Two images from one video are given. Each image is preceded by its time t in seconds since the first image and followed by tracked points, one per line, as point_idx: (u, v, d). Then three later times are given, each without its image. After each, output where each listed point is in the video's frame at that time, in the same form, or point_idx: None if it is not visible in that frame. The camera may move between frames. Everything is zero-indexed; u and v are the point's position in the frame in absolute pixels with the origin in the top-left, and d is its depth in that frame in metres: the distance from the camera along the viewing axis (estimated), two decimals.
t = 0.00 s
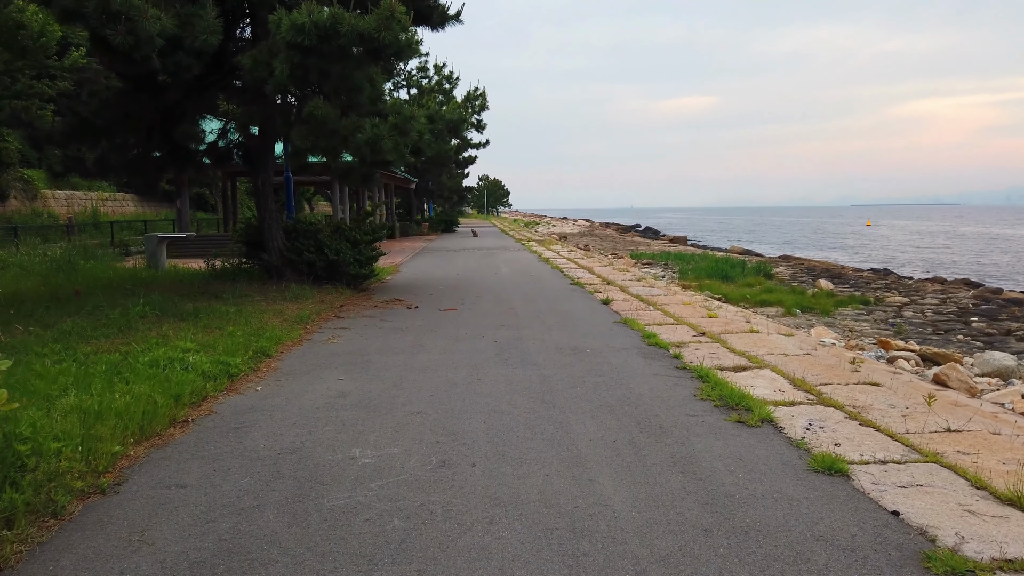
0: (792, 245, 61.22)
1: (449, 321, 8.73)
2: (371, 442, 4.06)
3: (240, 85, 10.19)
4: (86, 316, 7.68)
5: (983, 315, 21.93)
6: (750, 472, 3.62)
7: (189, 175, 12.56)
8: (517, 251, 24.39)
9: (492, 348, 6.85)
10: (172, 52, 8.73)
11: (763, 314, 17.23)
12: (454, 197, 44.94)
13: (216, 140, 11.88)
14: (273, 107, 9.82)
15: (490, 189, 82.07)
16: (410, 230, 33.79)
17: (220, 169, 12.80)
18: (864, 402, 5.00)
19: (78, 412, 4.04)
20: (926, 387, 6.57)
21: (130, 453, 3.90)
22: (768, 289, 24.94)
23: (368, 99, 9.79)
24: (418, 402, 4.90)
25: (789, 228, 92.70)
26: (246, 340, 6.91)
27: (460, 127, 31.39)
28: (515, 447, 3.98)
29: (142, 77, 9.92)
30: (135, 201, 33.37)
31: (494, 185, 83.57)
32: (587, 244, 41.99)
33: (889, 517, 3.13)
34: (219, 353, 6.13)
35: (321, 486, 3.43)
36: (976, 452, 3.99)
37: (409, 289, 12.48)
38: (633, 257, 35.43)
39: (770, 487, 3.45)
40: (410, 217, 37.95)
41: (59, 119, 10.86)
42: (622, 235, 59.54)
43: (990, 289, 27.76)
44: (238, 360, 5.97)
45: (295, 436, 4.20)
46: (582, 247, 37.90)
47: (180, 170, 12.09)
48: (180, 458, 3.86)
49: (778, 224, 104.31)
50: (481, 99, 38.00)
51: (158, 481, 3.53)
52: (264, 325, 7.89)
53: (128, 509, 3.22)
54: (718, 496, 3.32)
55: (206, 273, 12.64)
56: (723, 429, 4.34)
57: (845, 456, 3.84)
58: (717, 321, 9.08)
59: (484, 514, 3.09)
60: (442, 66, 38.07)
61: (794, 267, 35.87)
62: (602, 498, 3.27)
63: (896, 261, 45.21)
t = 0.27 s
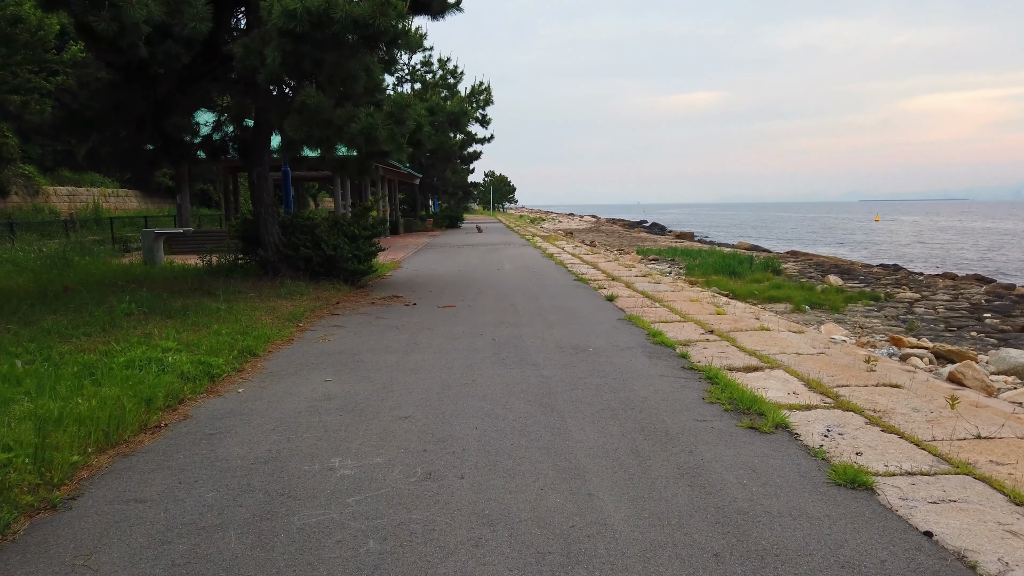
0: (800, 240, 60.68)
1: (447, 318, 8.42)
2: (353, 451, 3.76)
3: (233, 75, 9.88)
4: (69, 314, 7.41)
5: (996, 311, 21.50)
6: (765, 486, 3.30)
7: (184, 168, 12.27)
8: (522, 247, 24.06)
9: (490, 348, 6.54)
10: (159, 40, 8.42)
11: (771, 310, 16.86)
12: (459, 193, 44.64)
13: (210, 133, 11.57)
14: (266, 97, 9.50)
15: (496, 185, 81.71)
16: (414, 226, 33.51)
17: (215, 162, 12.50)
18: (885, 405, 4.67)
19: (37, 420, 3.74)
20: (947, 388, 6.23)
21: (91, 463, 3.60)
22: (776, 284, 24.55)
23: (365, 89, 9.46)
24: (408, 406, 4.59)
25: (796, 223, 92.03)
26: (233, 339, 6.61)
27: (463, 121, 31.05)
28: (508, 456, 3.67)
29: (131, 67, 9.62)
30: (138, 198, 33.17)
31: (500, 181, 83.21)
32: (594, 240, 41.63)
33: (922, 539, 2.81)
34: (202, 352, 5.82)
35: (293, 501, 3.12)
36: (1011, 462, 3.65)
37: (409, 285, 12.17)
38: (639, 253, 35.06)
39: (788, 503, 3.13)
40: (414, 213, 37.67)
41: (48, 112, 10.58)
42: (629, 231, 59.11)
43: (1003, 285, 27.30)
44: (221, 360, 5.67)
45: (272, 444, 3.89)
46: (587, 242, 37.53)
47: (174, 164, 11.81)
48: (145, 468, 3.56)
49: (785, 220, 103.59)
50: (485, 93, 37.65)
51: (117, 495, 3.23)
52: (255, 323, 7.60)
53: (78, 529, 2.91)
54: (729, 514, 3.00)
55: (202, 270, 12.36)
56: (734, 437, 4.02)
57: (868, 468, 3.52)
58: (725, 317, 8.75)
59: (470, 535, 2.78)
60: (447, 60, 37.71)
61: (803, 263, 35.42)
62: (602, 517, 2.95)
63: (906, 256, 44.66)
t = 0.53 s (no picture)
0: (805, 236, 60.24)
1: (440, 318, 8.15)
2: (324, 469, 3.49)
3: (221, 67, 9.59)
4: (48, 315, 7.15)
5: (1006, 308, 21.13)
6: (770, 512, 3.01)
7: (175, 164, 12.01)
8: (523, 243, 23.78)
9: (481, 351, 6.26)
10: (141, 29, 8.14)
11: (776, 308, 16.55)
12: (462, 189, 44.34)
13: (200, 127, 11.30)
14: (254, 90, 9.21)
15: (500, 180, 81.35)
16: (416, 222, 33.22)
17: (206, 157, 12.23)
18: (898, 417, 4.38)
19: None
20: (961, 394, 5.92)
21: (40, 484, 3.33)
22: (781, 281, 24.21)
23: (356, 82, 9.16)
24: (388, 417, 4.31)
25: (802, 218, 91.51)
26: (214, 341, 6.35)
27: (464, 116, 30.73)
28: (491, 476, 3.38)
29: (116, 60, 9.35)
30: (138, 193, 32.98)
31: (503, 176, 82.86)
32: (597, 236, 41.30)
33: None
34: (177, 357, 5.55)
35: (251, 529, 2.85)
36: None
37: (404, 283, 11.89)
38: (642, 248, 34.73)
39: (795, 532, 2.84)
40: (416, 209, 37.39)
41: (33, 106, 10.31)
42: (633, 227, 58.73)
43: (1012, 281, 26.90)
44: (198, 365, 5.41)
45: (238, 461, 3.62)
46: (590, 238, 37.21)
47: (164, 159, 11.53)
48: (97, 489, 3.29)
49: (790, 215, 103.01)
50: (487, 88, 37.32)
51: (61, 521, 2.96)
52: (239, 325, 7.33)
53: (9, 563, 2.62)
54: (729, 545, 2.72)
55: (194, 267, 12.10)
56: (735, 454, 3.74)
57: (882, 490, 3.23)
58: (728, 318, 8.47)
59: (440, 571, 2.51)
60: (449, 54, 37.38)
61: (808, 259, 35.04)
62: (589, 549, 2.67)
63: (912, 252, 44.21)
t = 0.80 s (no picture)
0: (808, 229, 59.83)
1: (424, 315, 7.87)
2: (271, 485, 3.22)
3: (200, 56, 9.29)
4: (15, 312, 6.89)
5: (1010, 302, 20.79)
6: (753, 536, 2.74)
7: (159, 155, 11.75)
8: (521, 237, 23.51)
9: (461, 351, 5.98)
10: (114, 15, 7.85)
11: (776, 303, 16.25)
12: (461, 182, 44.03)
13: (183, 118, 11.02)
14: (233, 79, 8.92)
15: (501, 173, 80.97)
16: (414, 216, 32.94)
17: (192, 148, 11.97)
18: (896, 424, 4.10)
19: None
20: (965, 395, 5.63)
21: None
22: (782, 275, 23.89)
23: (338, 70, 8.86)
24: (351, 425, 4.04)
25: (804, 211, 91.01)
26: (183, 340, 6.08)
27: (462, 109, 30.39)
28: (452, 495, 3.10)
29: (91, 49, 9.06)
30: (135, 187, 32.73)
31: (505, 169, 82.48)
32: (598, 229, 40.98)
33: None
34: (138, 358, 5.27)
35: (177, 556, 2.58)
36: None
37: (393, 278, 11.61)
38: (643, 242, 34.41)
39: (780, 560, 2.57)
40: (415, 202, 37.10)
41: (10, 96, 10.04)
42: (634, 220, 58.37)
43: (1016, 275, 26.54)
44: (160, 367, 5.14)
45: (180, 475, 3.35)
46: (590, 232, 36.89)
47: (147, 151, 11.28)
48: (21, 508, 3.02)
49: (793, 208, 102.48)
50: (486, 80, 36.95)
51: None
52: (213, 323, 7.06)
53: None
54: None
55: (179, 262, 11.85)
56: (720, 466, 3.46)
57: (877, 509, 2.96)
58: (722, 314, 8.18)
59: None
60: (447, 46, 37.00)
61: (810, 252, 34.70)
62: None
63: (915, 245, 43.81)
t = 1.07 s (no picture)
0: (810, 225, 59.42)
1: (402, 320, 7.59)
2: (195, 519, 2.93)
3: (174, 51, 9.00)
4: None
5: (1013, 300, 20.45)
6: None
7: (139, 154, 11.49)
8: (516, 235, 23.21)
9: (433, 360, 5.70)
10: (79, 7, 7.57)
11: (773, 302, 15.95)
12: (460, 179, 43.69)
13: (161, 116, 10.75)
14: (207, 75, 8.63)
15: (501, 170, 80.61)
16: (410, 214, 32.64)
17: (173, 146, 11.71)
18: (886, 444, 3.81)
19: None
20: (963, 405, 5.33)
21: None
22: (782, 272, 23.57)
23: (315, 66, 8.57)
24: (299, 446, 3.75)
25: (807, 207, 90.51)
26: (143, 349, 5.80)
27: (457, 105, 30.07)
28: (392, 532, 2.81)
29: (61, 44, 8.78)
30: (129, 185, 32.47)
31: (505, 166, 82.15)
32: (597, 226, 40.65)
33: None
34: (88, 371, 4.99)
35: None
36: None
37: (379, 279, 11.33)
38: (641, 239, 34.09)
39: None
40: (412, 200, 36.80)
41: None
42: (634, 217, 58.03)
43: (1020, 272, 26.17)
44: (110, 380, 4.85)
45: (101, 506, 3.07)
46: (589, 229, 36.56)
47: (126, 149, 11.01)
48: None
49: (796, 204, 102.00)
50: (483, 76, 36.63)
51: None
52: (180, 329, 6.78)
53: None
54: None
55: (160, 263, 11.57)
56: (691, 495, 3.18)
57: (860, 548, 2.68)
58: (711, 318, 7.88)
59: None
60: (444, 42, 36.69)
61: (811, 249, 34.34)
62: None
63: (918, 241, 43.42)
